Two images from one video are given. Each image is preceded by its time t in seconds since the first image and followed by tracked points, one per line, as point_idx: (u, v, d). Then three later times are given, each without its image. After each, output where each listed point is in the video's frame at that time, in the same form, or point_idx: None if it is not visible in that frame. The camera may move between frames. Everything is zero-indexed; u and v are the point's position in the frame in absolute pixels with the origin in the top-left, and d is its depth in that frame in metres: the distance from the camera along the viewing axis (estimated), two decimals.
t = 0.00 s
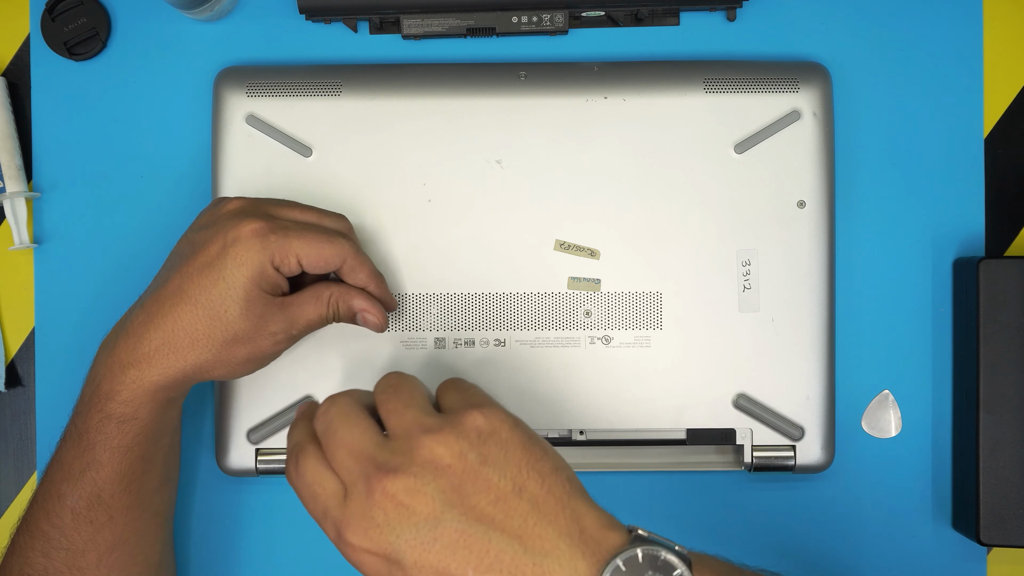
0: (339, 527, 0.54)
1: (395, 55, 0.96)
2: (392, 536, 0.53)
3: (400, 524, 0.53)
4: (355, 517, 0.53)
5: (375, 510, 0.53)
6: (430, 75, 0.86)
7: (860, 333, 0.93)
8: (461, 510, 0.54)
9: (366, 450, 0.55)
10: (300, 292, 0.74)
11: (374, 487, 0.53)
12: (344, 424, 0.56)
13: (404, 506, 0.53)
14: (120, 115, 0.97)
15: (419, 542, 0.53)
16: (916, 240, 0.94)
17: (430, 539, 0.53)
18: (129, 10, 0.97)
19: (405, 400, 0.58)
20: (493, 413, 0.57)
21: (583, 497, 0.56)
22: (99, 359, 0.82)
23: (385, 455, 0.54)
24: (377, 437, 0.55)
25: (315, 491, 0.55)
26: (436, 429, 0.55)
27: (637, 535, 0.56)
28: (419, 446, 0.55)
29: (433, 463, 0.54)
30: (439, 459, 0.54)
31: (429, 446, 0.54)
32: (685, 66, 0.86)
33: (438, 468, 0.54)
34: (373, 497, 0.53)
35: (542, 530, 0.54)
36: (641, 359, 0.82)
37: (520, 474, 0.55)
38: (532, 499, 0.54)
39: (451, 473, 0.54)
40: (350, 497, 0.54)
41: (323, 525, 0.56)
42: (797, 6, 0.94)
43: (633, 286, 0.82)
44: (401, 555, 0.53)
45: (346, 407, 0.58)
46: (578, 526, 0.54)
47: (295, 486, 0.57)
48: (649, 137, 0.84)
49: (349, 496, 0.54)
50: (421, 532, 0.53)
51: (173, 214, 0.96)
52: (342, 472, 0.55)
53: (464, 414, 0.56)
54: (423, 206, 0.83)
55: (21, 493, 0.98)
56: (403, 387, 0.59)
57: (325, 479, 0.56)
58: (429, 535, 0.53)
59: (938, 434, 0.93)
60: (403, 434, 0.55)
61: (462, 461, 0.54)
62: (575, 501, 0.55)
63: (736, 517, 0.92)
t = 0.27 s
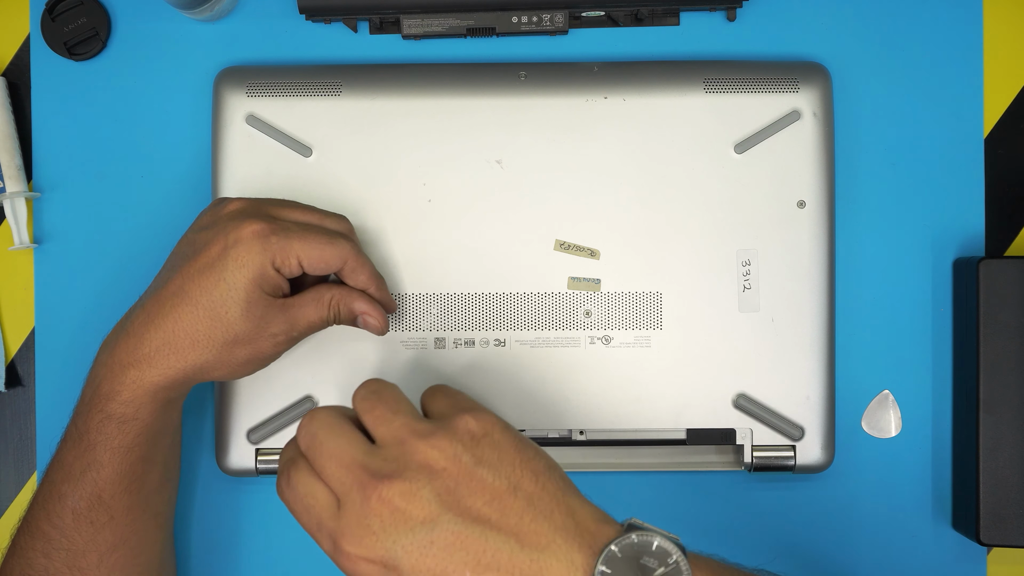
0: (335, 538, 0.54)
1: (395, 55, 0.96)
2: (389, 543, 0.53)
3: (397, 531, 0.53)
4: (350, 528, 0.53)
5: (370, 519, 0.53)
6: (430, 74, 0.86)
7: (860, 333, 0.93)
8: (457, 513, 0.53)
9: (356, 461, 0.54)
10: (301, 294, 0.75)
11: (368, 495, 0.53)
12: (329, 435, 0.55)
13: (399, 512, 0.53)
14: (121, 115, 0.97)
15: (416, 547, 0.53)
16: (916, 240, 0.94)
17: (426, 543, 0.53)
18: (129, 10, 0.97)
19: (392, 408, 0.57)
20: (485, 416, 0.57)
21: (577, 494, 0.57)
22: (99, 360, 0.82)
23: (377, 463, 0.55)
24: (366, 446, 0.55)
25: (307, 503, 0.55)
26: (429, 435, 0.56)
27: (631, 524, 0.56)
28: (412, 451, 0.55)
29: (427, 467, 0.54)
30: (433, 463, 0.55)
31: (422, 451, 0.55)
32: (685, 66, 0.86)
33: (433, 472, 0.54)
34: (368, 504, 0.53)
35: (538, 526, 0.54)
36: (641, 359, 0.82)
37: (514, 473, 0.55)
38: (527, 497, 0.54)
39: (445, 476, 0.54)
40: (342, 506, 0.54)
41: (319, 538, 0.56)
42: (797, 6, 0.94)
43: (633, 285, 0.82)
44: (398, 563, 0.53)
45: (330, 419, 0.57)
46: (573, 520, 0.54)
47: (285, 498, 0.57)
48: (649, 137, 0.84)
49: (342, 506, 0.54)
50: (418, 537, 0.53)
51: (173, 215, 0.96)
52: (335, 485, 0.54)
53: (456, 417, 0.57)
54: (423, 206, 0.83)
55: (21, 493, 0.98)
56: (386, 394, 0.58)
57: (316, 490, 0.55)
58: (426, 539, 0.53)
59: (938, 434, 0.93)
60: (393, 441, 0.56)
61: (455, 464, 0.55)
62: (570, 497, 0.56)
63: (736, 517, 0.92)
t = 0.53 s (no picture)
0: (331, 537, 0.53)
1: (395, 55, 0.96)
2: (386, 543, 0.52)
3: (394, 531, 0.53)
4: (348, 527, 0.53)
5: (369, 519, 0.52)
6: (430, 74, 0.86)
7: (860, 333, 0.93)
8: (455, 515, 0.53)
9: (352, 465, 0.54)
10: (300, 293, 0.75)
11: (365, 496, 0.53)
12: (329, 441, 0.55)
13: (396, 514, 0.53)
14: (121, 115, 0.97)
15: (413, 547, 0.53)
16: (916, 240, 0.94)
17: (424, 543, 0.53)
18: (129, 10, 0.97)
19: (384, 412, 0.57)
20: (481, 423, 0.58)
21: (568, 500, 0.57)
22: (98, 359, 0.82)
23: (374, 466, 0.54)
24: (361, 450, 0.55)
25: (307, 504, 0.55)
26: (423, 437, 0.56)
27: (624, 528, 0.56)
28: (408, 455, 0.55)
29: (423, 470, 0.54)
30: (430, 465, 0.54)
31: (420, 454, 0.55)
32: (685, 66, 0.86)
33: (429, 474, 0.54)
34: (365, 506, 0.52)
35: (534, 530, 0.54)
36: (641, 359, 0.82)
37: (510, 477, 0.56)
38: (524, 500, 0.55)
39: (441, 478, 0.54)
40: (340, 509, 0.53)
41: (314, 539, 0.55)
42: (798, 7, 0.94)
43: (633, 285, 0.82)
44: (396, 563, 0.53)
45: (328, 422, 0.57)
46: (568, 523, 0.55)
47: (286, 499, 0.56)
48: (649, 137, 0.84)
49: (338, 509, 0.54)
50: (415, 537, 0.53)
51: (173, 215, 0.96)
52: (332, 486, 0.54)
53: (450, 423, 0.58)
54: (423, 206, 0.83)
55: (21, 493, 0.98)
56: (379, 400, 0.59)
57: (316, 491, 0.55)
58: (423, 540, 0.53)
59: (938, 434, 0.93)
60: (387, 443, 0.56)
61: (451, 465, 0.55)
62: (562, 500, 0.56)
63: (736, 517, 0.92)
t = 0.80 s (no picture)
0: (330, 521, 0.53)
1: (395, 55, 0.96)
2: (383, 530, 0.53)
3: (390, 517, 0.53)
4: (350, 513, 0.53)
5: (366, 505, 0.53)
6: (430, 74, 0.86)
7: (860, 333, 0.93)
8: (452, 505, 0.54)
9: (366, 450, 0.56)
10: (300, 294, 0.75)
11: (366, 483, 0.53)
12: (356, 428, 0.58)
13: (393, 499, 0.53)
14: (121, 116, 0.97)
15: (409, 534, 0.53)
16: (916, 239, 0.94)
17: (421, 532, 0.53)
18: (129, 10, 0.97)
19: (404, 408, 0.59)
20: (484, 410, 0.57)
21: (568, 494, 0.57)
22: (98, 359, 0.82)
23: (383, 455, 0.55)
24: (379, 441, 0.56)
25: (313, 488, 0.55)
26: (430, 428, 0.56)
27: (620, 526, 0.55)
28: (412, 444, 0.54)
29: (425, 461, 0.54)
30: (433, 456, 0.54)
31: (420, 443, 0.54)
32: (685, 66, 0.86)
33: (432, 464, 0.54)
34: (367, 493, 0.53)
35: (531, 524, 0.54)
36: (641, 359, 0.82)
37: (512, 469, 0.56)
38: (524, 492, 0.55)
39: (441, 468, 0.54)
40: (344, 494, 0.54)
41: (314, 522, 0.55)
42: (797, 7, 0.94)
43: (633, 285, 0.82)
44: (392, 551, 0.53)
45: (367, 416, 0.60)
46: (568, 519, 0.55)
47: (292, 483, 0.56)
48: (649, 137, 0.84)
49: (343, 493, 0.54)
50: (411, 525, 0.53)
51: (173, 215, 0.96)
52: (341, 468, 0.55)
53: (455, 412, 0.57)
54: (423, 206, 0.83)
55: (21, 493, 0.98)
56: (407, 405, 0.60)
57: (321, 477, 0.55)
58: (419, 528, 0.53)
59: (938, 434, 0.93)
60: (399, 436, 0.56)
61: (453, 455, 0.54)
62: (564, 496, 0.56)
63: (737, 517, 0.92)
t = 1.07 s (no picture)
0: (332, 516, 0.54)
1: (395, 55, 0.96)
2: (380, 531, 0.53)
3: (388, 518, 0.53)
4: (350, 512, 0.53)
5: (365, 506, 0.53)
6: (430, 74, 0.86)
7: (860, 333, 0.93)
8: (451, 510, 0.54)
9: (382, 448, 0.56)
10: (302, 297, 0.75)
11: (368, 484, 0.53)
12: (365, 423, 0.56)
13: (393, 503, 0.53)
14: (121, 115, 0.97)
15: (408, 536, 0.53)
16: (916, 239, 0.94)
17: (418, 535, 0.53)
18: (129, 10, 0.97)
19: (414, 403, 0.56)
20: (493, 415, 0.56)
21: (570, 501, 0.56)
22: (98, 360, 0.82)
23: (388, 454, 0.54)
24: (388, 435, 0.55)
25: (319, 479, 0.55)
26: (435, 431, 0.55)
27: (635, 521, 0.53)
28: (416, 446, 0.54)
29: (428, 463, 0.54)
30: (436, 460, 0.54)
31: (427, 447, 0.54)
32: (685, 66, 0.86)
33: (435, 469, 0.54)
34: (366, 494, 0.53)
35: (529, 534, 0.54)
36: (641, 359, 0.82)
37: (514, 478, 0.55)
38: (524, 502, 0.54)
39: (444, 472, 0.54)
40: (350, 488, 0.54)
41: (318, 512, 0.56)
42: (798, 7, 0.94)
43: (633, 286, 0.82)
44: (388, 551, 0.53)
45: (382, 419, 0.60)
46: (567, 533, 0.54)
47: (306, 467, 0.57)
48: (649, 138, 0.84)
49: (347, 489, 0.55)
50: (409, 528, 0.53)
51: (173, 215, 0.96)
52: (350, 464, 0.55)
53: (465, 415, 0.56)
54: (423, 206, 0.83)
55: (21, 493, 0.98)
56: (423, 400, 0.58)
57: (330, 469, 0.56)
58: (417, 531, 0.53)
59: (938, 434, 0.93)
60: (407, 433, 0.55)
61: (456, 460, 0.54)
62: (568, 507, 0.55)
63: (736, 517, 0.92)
